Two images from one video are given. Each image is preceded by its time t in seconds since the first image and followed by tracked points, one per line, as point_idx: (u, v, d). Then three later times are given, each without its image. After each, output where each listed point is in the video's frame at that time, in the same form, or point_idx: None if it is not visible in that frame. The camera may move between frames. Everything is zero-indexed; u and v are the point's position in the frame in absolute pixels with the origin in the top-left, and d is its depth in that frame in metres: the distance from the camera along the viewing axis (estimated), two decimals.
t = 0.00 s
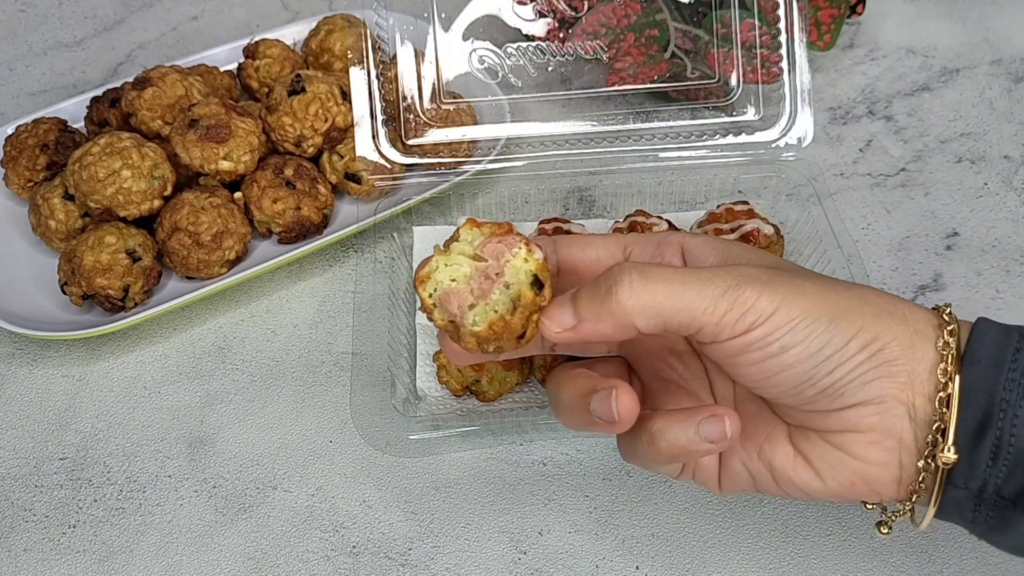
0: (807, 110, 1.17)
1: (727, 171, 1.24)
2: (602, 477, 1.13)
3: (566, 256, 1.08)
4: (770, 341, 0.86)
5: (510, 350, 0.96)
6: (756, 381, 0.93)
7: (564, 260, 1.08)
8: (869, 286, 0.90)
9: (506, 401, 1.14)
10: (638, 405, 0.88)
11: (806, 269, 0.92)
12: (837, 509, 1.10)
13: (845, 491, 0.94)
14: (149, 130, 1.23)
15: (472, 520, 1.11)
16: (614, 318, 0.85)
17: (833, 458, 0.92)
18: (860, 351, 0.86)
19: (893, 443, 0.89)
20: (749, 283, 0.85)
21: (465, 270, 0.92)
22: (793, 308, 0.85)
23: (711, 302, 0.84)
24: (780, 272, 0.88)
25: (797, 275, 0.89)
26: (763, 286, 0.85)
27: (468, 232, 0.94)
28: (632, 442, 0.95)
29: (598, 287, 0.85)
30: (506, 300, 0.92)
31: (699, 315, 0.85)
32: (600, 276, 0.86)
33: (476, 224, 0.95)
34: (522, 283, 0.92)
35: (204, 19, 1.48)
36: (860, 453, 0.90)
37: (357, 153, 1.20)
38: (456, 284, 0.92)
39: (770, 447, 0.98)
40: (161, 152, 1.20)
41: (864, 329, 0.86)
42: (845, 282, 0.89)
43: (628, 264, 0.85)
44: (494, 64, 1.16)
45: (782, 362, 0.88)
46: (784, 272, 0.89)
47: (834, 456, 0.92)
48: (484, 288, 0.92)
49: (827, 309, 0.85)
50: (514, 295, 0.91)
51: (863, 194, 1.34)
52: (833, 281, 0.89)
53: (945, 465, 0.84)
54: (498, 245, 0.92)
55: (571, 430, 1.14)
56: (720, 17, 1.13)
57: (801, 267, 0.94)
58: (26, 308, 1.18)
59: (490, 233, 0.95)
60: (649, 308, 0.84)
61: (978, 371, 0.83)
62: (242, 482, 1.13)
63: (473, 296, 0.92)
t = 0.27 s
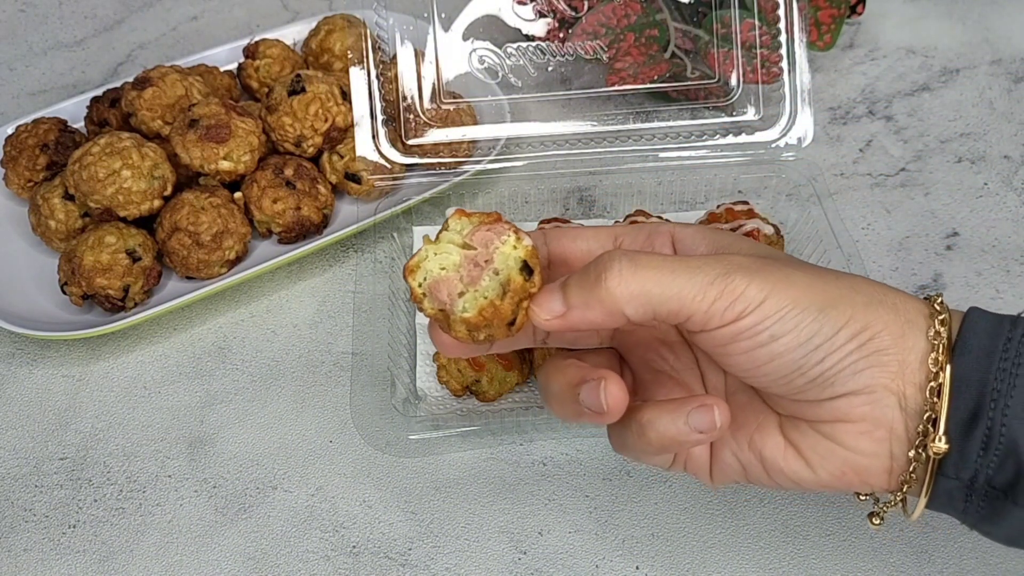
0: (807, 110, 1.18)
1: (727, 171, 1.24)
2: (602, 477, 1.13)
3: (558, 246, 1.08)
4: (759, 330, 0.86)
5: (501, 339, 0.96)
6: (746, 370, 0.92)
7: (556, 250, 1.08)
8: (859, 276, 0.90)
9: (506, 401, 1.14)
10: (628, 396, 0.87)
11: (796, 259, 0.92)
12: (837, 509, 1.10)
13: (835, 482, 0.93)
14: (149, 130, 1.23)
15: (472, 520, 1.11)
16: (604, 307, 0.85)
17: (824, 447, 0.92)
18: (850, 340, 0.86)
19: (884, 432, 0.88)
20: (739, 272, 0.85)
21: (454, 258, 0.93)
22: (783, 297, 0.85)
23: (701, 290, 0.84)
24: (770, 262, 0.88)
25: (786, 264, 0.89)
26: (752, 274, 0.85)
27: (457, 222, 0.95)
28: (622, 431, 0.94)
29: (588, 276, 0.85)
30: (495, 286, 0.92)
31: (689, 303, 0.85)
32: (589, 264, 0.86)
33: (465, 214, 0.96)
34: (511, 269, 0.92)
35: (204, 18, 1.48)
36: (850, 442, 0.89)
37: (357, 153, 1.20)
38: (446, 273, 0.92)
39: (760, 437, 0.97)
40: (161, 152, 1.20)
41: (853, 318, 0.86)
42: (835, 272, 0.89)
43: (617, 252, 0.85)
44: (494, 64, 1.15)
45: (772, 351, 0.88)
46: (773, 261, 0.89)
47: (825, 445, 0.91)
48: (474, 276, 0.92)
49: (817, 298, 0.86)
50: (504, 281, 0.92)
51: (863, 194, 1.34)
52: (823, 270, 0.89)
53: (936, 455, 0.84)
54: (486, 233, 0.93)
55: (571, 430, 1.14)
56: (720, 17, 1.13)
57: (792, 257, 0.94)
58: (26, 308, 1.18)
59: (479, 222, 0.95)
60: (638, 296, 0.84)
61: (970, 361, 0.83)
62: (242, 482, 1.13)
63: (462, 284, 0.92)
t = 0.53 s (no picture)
0: (806, 109, 1.18)
1: (727, 171, 1.24)
2: (602, 477, 1.13)
3: (561, 233, 1.10)
4: (759, 318, 0.86)
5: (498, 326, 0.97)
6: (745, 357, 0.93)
7: (559, 237, 1.10)
8: (860, 262, 0.90)
9: (506, 401, 1.14)
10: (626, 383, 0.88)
11: (796, 247, 0.92)
12: (837, 509, 1.10)
13: (836, 466, 0.94)
14: (149, 130, 1.23)
15: (472, 520, 1.11)
16: (602, 295, 0.85)
17: (823, 432, 0.93)
18: (850, 327, 0.86)
19: (883, 418, 0.89)
20: (737, 260, 0.85)
21: (451, 246, 0.94)
22: (782, 285, 0.85)
23: (700, 278, 0.84)
24: (770, 250, 0.88)
25: (786, 251, 0.89)
26: (751, 261, 0.85)
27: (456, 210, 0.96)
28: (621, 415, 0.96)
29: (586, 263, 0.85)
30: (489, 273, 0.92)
31: (687, 292, 0.85)
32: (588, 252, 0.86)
33: (465, 202, 0.97)
34: (505, 256, 0.92)
35: (204, 19, 1.48)
36: (849, 427, 0.90)
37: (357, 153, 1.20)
38: (443, 260, 0.94)
39: (760, 421, 0.99)
40: (161, 152, 1.20)
41: (852, 305, 0.85)
42: (835, 259, 0.89)
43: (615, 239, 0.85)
44: (494, 64, 1.15)
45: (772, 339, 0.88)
46: (772, 249, 0.89)
47: (824, 429, 0.93)
48: (469, 263, 0.93)
49: (816, 285, 0.85)
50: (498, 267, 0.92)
51: (863, 194, 1.34)
52: (822, 258, 0.88)
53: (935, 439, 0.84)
54: (483, 220, 0.93)
55: (571, 430, 1.14)
56: (720, 17, 1.13)
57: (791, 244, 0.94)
58: (26, 308, 1.18)
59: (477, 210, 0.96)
60: (637, 284, 0.84)
61: (971, 346, 0.83)
62: (242, 482, 1.13)
63: (458, 271, 0.93)
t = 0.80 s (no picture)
0: (807, 109, 1.18)
1: (727, 171, 1.24)
2: (602, 477, 1.13)
3: (581, 223, 1.12)
4: (776, 316, 0.86)
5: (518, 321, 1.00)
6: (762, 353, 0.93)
7: (578, 227, 1.12)
8: (877, 255, 0.88)
9: (506, 402, 1.14)
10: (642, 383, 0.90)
11: (812, 240, 0.92)
12: (837, 509, 1.10)
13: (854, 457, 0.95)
14: (149, 130, 1.23)
15: (472, 520, 1.11)
16: (619, 296, 0.85)
17: (840, 426, 0.94)
18: (867, 325, 0.85)
19: (901, 413, 0.89)
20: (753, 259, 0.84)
21: (467, 247, 0.96)
22: (798, 283, 0.84)
23: (717, 277, 0.84)
24: (785, 245, 0.87)
25: (801, 246, 0.88)
26: (768, 258, 0.85)
27: (473, 209, 0.98)
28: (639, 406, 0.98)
29: (600, 263, 0.85)
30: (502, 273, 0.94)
31: (703, 292, 0.84)
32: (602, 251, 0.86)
33: (483, 198, 0.98)
34: (516, 256, 0.93)
35: (204, 19, 1.48)
36: (866, 421, 0.91)
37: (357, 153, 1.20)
38: (459, 261, 0.97)
39: (779, 413, 1.00)
40: (161, 151, 1.20)
41: (869, 302, 0.85)
42: (853, 253, 0.88)
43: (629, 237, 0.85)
44: (494, 64, 1.15)
45: (789, 338, 0.88)
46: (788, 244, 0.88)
47: (841, 421, 0.94)
48: (483, 264, 0.95)
49: (833, 282, 0.85)
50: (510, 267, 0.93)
51: (863, 194, 1.34)
52: (839, 252, 0.87)
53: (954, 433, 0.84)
54: (497, 219, 0.95)
55: (571, 430, 1.14)
56: (720, 17, 1.13)
57: (808, 237, 0.93)
58: (26, 308, 1.18)
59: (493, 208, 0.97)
60: (653, 286, 0.83)
61: (991, 342, 0.82)
62: (242, 482, 1.13)
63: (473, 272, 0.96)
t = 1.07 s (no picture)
0: (807, 109, 1.18)
1: (727, 172, 1.24)
2: (602, 477, 1.13)
3: (584, 221, 1.11)
4: (783, 335, 0.85)
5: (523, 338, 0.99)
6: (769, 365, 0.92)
7: (581, 225, 1.11)
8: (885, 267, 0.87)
9: (506, 402, 1.12)
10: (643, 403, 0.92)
11: (819, 249, 0.89)
12: (837, 509, 1.10)
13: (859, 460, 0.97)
14: (149, 130, 1.23)
15: (472, 520, 1.11)
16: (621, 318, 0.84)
17: (849, 435, 0.95)
18: (873, 343, 0.85)
19: (908, 425, 0.90)
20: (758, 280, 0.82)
21: (469, 267, 0.96)
22: (805, 301, 0.83)
23: (721, 298, 0.82)
24: (789, 261, 0.85)
25: (806, 260, 0.86)
26: (773, 277, 0.83)
27: (474, 226, 0.97)
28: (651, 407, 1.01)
29: (603, 286, 0.83)
30: (503, 295, 0.93)
31: (706, 314, 0.83)
32: (603, 273, 0.84)
33: (482, 213, 0.97)
34: (517, 278, 0.93)
35: (204, 19, 1.48)
36: (874, 432, 0.92)
37: (357, 153, 1.20)
38: (461, 283, 0.96)
39: (788, 416, 1.01)
40: (161, 152, 1.20)
41: (878, 319, 0.84)
42: (859, 266, 0.86)
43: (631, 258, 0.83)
44: (494, 64, 1.15)
45: (796, 356, 0.88)
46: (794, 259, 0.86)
47: (849, 430, 0.95)
48: (485, 286, 0.95)
49: (840, 300, 0.83)
50: (511, 289, 0.92)
51: (863, 194, 1.34)
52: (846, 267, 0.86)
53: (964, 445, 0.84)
54: (497, 239, 0.94)
55: (571, 430, 1.14)
56: (720, 17, 1.13)
57: (815, 245, 0.90)
58: (26, 308, 1.18)
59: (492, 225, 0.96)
60: (654, 311, 0.81)
61: (1005, 351, 0.82)
62: (242, 482, 1.13)
63: (474, 295, 0.95)
